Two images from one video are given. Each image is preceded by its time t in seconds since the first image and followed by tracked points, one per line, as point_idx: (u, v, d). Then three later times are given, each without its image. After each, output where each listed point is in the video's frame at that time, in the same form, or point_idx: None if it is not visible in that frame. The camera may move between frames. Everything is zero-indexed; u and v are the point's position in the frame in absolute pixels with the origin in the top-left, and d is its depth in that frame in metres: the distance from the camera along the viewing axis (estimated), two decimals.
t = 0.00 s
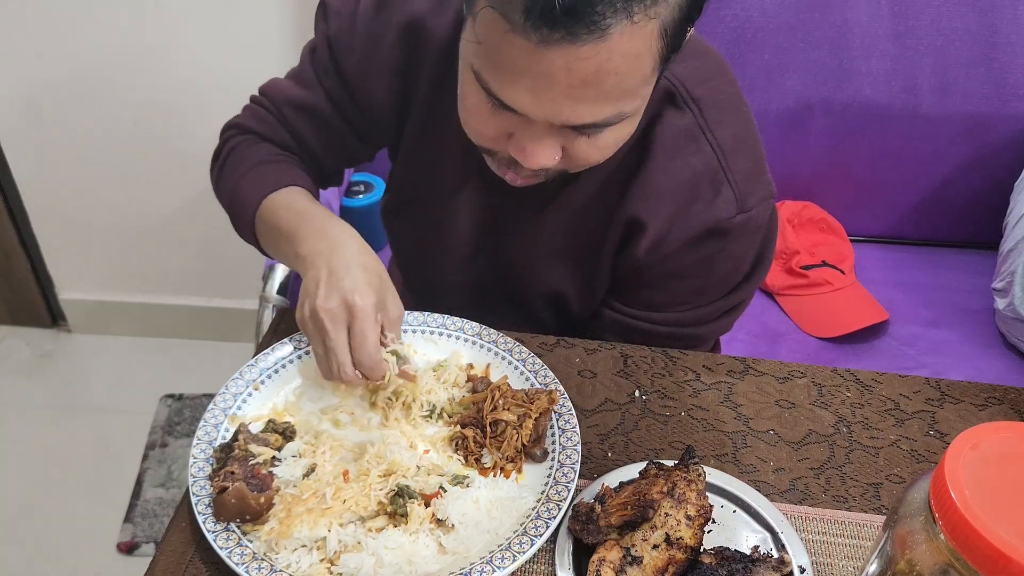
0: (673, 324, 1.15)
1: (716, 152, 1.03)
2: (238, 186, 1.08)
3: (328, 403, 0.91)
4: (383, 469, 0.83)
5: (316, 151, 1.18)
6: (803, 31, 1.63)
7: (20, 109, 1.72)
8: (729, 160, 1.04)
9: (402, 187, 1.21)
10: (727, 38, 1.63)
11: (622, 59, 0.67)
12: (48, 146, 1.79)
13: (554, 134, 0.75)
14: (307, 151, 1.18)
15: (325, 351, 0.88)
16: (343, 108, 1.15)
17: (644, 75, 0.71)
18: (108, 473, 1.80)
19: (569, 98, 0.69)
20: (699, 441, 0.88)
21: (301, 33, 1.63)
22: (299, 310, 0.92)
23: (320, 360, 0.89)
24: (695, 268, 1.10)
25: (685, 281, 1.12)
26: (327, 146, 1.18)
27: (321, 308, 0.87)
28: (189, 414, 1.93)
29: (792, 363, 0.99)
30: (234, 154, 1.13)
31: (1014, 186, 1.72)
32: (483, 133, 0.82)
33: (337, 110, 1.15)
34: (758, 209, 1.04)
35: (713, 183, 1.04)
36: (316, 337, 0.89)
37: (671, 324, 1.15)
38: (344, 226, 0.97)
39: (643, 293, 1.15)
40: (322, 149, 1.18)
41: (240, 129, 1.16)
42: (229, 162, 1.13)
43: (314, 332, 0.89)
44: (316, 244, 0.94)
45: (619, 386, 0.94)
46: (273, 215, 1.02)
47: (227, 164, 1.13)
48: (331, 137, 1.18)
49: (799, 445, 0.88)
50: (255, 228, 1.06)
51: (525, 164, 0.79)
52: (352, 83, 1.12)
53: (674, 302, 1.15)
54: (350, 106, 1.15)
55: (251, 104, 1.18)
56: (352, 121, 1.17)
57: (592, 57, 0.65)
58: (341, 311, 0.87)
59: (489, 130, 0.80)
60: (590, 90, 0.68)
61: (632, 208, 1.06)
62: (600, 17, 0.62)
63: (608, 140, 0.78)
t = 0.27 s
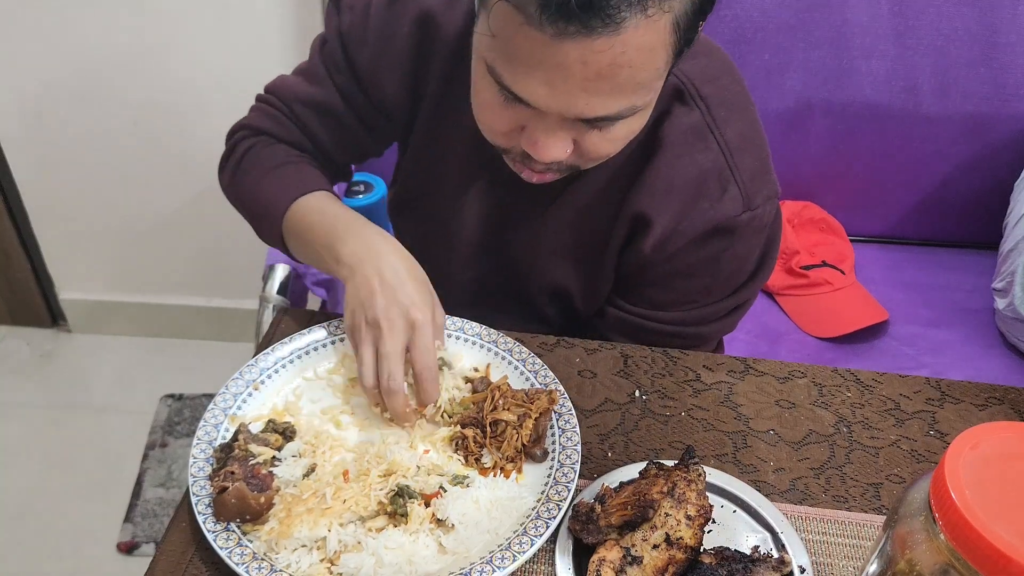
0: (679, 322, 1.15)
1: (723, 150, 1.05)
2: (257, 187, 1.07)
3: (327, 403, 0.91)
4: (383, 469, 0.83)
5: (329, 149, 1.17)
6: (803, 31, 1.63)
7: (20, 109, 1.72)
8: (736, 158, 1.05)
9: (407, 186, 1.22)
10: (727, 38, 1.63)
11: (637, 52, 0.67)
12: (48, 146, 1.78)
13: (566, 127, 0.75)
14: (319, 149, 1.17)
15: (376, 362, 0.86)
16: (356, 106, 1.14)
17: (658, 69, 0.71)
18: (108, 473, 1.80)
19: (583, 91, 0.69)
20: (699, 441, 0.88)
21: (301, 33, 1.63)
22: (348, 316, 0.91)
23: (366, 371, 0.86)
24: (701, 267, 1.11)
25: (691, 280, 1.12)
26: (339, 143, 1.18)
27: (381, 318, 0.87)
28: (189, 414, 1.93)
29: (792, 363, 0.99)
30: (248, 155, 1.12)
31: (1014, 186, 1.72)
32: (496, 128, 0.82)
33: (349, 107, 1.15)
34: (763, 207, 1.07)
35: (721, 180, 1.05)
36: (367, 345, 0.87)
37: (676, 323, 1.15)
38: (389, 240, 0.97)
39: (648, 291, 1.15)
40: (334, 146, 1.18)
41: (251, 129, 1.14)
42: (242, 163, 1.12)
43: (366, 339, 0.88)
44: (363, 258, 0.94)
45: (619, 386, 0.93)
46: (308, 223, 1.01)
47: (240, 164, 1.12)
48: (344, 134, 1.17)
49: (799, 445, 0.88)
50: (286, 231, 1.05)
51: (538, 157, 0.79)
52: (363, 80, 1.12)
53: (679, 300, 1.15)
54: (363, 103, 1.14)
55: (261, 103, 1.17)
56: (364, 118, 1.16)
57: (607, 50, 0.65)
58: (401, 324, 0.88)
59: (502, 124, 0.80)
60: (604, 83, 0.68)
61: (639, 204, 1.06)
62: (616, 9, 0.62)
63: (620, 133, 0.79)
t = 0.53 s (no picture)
0: (682, 321, 1.15)
1: (731, 149, 1.05)
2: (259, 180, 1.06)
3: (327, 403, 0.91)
4: (383, 469, 0.83)
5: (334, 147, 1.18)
6: (803, 31, 1.63)
7: (20, 109, 1.72)
8: (743, 157, 1.06)
9: (409, 187, 1.22)
10: (727, 37, 1.63)
11: (653, 49, 0.67)
12: (48, 145, 1.78)
13: (579, 124, 0.75)
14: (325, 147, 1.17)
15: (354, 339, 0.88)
16: (364, 105, 1.15)
17: (672, 66, 0.71)
18: (108, 473, 1.80)
19: (598, 87, 0.69)
20: (698, 441, 0.88)
21: (302, 33, 1.63)
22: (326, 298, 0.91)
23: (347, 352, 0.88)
24: (706, 265, 1.11)
25: (696, 279, 1.13)
26: (345, 142, 1.18)
27: (355, 293, 0.88)
28: (189, 414, 1.93)
29: (792, 363, 0.99)
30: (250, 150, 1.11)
31: (1014, 186, 1.72)
32: (508, 124, 0.82)
33: (356, 106, 1.15)
34: (769, 207, 1.07)
35: (728, 179, 1.05)
36: (344, 323, 0.88)
37: (681, 322, 1.15)
38: (366, 226, 0.98)
39: (652, 289, 1.16)
40: (340, 144, 1.18)
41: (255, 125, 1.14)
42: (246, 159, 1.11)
43: (343, 318, 0.88)
44: (343, 241, 0.95)
45: (619, 386, 0.93)
46: (294, 214, 1.01)
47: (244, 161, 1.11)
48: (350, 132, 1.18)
49: (799, 445, 0.88)
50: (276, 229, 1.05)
51: (550, 154, 0.80)
52: (371, 80, 1.12)
53: (685, 299, 1.15)
54: (372, 103, 1.15)
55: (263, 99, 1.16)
56: (372, 118, 1.17)
57: (623, 47, 0.65)
58: (375, 298, 0.88)
59: (514, 121, 0.80)
60: (619, 79, 0.68)
61: (646, 202, 1.06)
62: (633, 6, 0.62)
63: (632, 130, 0.79)
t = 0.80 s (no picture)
0: (684, 321, 1.15)
1: (734, 149, 1.05)
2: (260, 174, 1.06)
3: (328, 403, 0.91)
4: (383, 469, 0.83)
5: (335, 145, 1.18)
6: (803, 31, 1.63)
7: (20, 108, 1.72)
8: (746, 158, 1.06)
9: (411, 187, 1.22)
10: (727, 37, 1.63)
11: (660, 47, 0.67)
12: (48, 145, 1.78)
13: (585, 122, 0.75)
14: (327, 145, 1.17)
15: (365, 322, 0.83)
16: (366, 105, 1.15)
17: (678, 64, 0.71)
18: (109, 473, 1.80)
19: (605, 86, 0.69)
20: (698, 441, 0.88)
21: (302, 33, 1.63)
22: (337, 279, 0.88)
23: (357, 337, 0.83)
24: (709, 265, 1.11)
25: (699, 279, 1.13)
26: (347, 141, 1.18)
27: (371, 276, 0.84)
28: (189, 414, 1.93)
29: (792, 364, 0.99)
30: (253, 145, 1.11)
31: (1014, 186, 1.72)
32: (513, 123, 0.82)
33: (359, 106, 1.15)
34: (772, 207, 1.07)
35: (731, 179, 1.06)
36: (356, 305, 0.84)
37: (685, 322, 1.15)
38: (379, 214, 0.95)
39: (656, 289, 1.16)
40: (341, 143, 1.18)
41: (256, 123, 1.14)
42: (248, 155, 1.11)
43: (354, 298, 0.84)
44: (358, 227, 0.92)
45: (619, 386, 0.94)
46: (305, 202, 0.99)
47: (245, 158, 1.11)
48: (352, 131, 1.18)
49: (799, 445, 0.88)
50: (283, 214, 1.03)
51: (554, 153, 0.80)
52: (374, 80, 1.12)
53: (688, 299, 1.15)
54: (374, 103, 1.15)
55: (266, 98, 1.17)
56: (375, 118, 1.17)
57: (630, 46, 0.65)
58: (389, 281, 0.84)
59: (520, 120, 0.80)
60: (626, 78, 0.68)
61: (648, 203, 1.06)
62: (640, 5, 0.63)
63: (638, 128, 0.79)
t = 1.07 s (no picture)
0: (685, 322, 1.15)
1: (735, 150, 1.05)
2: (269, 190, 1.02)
3: (328, 403, 0.91)
4: (383, 469, 0.83)
5: (339, 151, 1.17)
6: (803, 31, 1.63)
7: (20, 108, 1.72)
8: (747, 158, 1.06)
9: (411, 187, 1.22)
10: (727, 37, 1.63)
11: (663, 44, 0.67)
12: (48, 145, 1.78)
13: (588, 120, 0.75)
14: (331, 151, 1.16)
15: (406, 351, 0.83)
16: (372, 110, 1.15)
17: (682, 61, 0.71)
18: (109, 473, 1.80)
19: (609, 83, 0.69)
20: (699, 441, 0.88)
21: (302, 33, 1.63)
22: (370, 311, 0.87)
23: (402, 368, 0.83)
24: (711, 266, 1.11)
25: (700, 279, 1.13)
26: (351, 146, 1.18)
27: (404, 304, 0.83)
28: (189, 414, 1.93)
29: (792, 364, 0.99)
30: (258, 159, 1.07)
31: (1014, 187, 1.72)
32: (514, 122, 0.82)
33: (364, 110, 1.15)
34: (773, 208, 1.07)
35: (733, 180, 1.06)
36: (396, 336, 0.83)
37: (686, 322, 1.15)
38: (397, 232, 0.92)
39: (656, 289, 1.16)
40: (346, 149, 1.17)
41: (255, 130, 1.12)
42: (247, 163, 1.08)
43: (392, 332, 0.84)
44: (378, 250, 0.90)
45: (619, 386, 0.94)
46: (319, 222, 0.96)
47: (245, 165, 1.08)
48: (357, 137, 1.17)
49: (799, 445, 0.87)
50: (294, 234, 1.00)
51: (556, 152, 0.79)
52: (378, 83, 1.12)
53: (688, 299, 1.15)
54: (380, 108, 1.15)
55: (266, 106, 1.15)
56: (381, 122, 1.17)
57: (633, 42, 0.65)
58: (423, 308, 0.83)
59: (523, 119, 0.80)
60: (630, 74, 0.68)
61: (650, 203, 1.06)
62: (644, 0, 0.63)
63: (641, 126, 0.79)
